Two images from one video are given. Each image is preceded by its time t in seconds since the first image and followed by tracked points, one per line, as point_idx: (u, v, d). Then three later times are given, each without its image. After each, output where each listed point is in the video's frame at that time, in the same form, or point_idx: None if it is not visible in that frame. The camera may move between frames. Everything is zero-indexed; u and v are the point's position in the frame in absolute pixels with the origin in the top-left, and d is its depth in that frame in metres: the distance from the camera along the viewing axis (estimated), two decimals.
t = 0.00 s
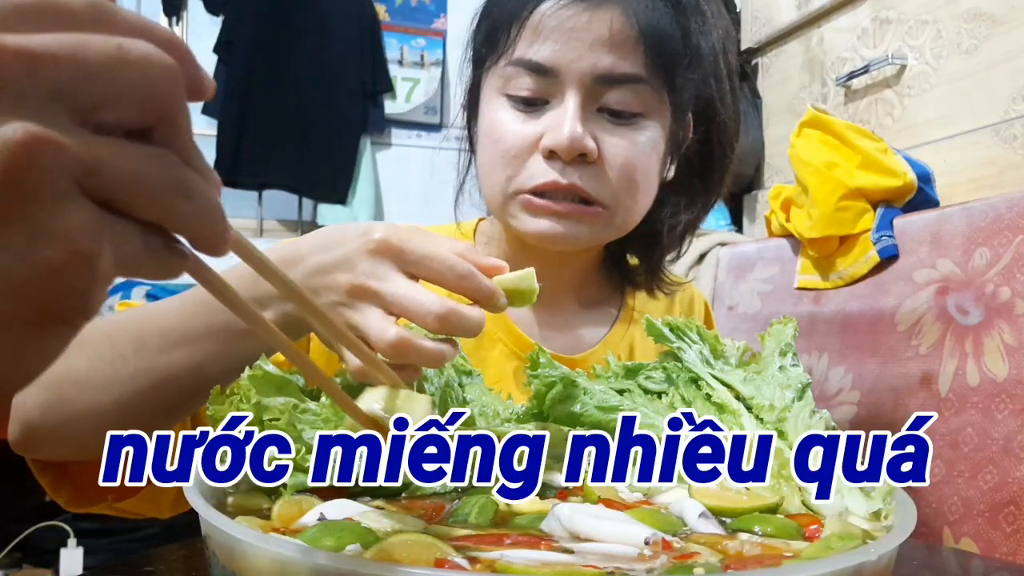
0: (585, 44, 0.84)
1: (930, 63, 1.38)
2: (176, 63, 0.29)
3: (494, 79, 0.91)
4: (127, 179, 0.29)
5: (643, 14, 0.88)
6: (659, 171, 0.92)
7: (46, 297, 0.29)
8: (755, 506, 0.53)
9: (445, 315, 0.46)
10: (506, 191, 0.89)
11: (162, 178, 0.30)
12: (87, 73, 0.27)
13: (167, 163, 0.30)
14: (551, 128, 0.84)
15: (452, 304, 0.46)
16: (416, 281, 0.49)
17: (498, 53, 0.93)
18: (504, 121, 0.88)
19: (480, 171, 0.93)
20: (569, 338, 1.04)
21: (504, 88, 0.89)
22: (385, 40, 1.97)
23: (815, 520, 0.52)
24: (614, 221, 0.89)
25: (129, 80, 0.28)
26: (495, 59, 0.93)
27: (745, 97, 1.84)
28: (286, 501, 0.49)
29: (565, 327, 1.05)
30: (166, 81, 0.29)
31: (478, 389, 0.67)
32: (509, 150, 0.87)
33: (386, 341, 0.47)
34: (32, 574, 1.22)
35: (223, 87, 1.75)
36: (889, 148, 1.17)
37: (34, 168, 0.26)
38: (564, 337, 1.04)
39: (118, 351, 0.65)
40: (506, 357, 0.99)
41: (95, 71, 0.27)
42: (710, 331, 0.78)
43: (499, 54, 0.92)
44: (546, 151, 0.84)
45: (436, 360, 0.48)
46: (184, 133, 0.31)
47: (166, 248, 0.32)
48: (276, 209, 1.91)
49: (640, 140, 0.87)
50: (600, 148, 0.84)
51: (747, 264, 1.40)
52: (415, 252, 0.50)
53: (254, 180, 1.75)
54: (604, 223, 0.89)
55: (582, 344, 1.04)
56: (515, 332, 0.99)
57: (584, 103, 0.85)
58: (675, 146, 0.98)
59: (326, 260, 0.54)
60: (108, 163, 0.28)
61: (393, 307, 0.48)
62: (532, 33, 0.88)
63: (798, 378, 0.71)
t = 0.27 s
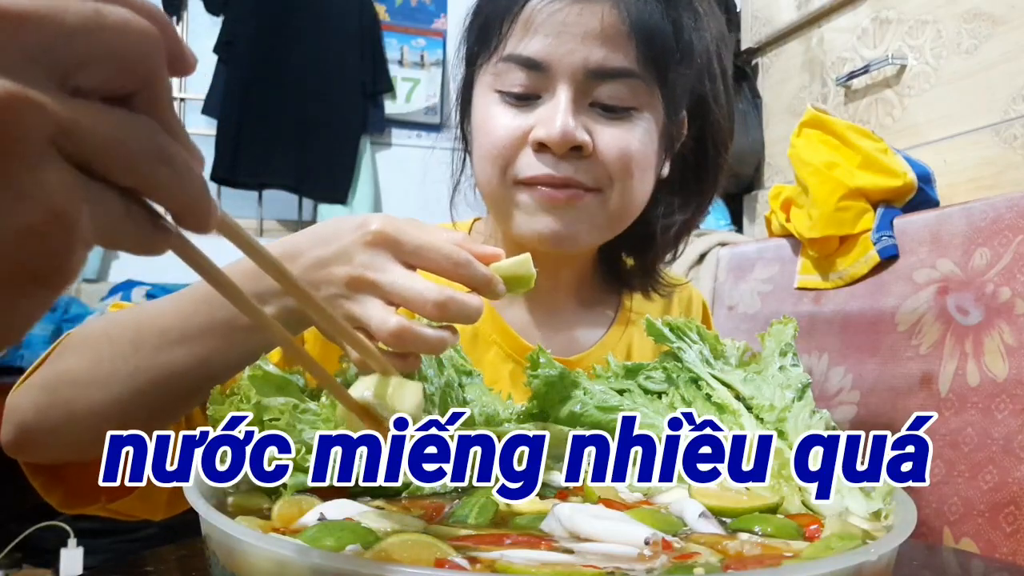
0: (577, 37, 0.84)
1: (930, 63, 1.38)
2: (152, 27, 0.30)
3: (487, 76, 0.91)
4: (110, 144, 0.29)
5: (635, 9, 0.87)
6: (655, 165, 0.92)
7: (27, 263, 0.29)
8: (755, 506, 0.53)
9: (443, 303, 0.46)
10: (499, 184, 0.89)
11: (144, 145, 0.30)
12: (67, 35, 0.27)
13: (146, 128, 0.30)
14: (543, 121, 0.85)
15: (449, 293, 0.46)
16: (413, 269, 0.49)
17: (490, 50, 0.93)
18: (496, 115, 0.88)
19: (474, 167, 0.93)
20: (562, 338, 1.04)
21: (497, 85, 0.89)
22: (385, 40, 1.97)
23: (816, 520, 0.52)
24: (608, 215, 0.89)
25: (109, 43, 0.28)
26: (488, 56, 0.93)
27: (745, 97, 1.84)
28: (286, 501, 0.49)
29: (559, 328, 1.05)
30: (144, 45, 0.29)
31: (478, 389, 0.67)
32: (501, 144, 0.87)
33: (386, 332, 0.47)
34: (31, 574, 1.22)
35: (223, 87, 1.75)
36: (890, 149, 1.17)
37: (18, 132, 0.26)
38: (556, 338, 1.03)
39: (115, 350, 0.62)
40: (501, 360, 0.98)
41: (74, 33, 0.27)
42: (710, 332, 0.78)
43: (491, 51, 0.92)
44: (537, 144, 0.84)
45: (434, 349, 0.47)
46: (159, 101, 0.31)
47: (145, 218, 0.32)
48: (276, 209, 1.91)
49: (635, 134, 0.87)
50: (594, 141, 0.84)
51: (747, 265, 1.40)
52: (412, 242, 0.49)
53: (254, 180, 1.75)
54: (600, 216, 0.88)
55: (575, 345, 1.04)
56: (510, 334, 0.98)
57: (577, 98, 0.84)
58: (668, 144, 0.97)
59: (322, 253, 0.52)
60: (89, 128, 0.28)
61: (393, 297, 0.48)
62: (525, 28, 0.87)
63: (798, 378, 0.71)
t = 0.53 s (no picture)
0: (573, 48, 0.84)
1: (930, 63, 1.38)
2: (125, 6, 0.30)
3: (482, 84, 0.91)
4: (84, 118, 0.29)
5: (631, 16, 0.88)
6: (650, 173, 0.92)
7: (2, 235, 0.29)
8: (755, 506, 0.53)
9: (444, 276, 0.44)
10: (491, 189, 0.89)
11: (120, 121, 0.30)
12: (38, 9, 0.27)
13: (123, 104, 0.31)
14: (538, 130, 0.84)
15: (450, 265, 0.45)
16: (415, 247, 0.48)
17: (485, 58, 0.93)
18: (491, 122, 0.88)
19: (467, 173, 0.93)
20: (558, 342, 1.03)
21: (492, 93, 0.89)
22: (385, 40, 1.97)
23: (816, 520, 0.52)
24: (601, 220, 0.88)
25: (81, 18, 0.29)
26: (483, 63, 0.93)
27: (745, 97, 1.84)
28: (286, 500, 0.49)
29: (558, 329, 1.04)
30: (116, 21, 0.30)
31: (477, 389, 0.67)
32: (494, 149, 0.87)
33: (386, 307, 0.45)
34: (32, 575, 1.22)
35: (223, 87, 1.75)
36: (890, 149, 1.18)
37: None
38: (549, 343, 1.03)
39: (115, 338, 0.60)
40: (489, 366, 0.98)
41: (45, 7, 0.28)
42: (711, 332, 0.78)
43: (486, 59, 0.92)
44: (532, 151, 0.84)
45: (433, 329, 0.45)
46: (142, 84, 0.32)
47: (124, 200, 0.32)
48: (276, 209, 1.91)
49: (632, 143, 0.87)
50: (591, 149, 0.84)
51: (747, 265, 1.40)
52: (413, 220, 0.48)
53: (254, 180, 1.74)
54: (591, 221, 0.87)
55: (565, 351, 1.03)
56: (499, 344, 0.97)
57: (572, 108, 0.84)
58: (666, 149, 0.97)
59: (322, 237, 0.51)
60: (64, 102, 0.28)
61: (394, 275, 0.46)
62: (520, 37, 0.88)
63: (798, 378, 0.71)
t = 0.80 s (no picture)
0: (570, 46, 0.83)
1: (930, 63, 1.38)
2: (188, 67, 0.28)
3: (478, 82, 0.91)
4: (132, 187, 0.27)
5: (630, 15, 0.87)
6: (649, 176, 0.92)
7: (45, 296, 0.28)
8: (755, 506, 0.53)
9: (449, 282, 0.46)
10: (490, 194, 0.90)
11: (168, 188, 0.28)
12: (92, 73, 0.25)
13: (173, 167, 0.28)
14: (533, 131, 0.84)
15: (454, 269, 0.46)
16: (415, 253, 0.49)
17: (480, 57, 0.92)
18: (486, 123, 0.88)
19: (463, 171, 0.94)
20: (556, 344, 1.03)
21: (488, 91, 0.88)
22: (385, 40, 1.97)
23: (815, 520, 0.52)
24: (597, 226, 0.89)
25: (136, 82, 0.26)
26: (479, 63, 0.92)
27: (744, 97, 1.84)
28: (286, 501, 0.49)
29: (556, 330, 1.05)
30: (179, 82, 0.28)
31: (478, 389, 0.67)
32: (490, 151, 0.87)
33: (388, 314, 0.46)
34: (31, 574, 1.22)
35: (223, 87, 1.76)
36: (890, 148, 1.18)
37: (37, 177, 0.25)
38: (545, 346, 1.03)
39: (113, 354, 0.64)
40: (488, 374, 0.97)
41: (99, 71, 0.25)
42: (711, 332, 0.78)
43: (483, 58, 0.92)
44: (528, 155, 0.84)
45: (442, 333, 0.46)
46: (198, 146, 0.29)
47: (170, 262, 0.30)
48: (276, 209, 1.91)
49: (629, 143, 0.87)
50: (589, 151, 0.84)
51: (747, 265, 1.40)
52: (413, 226, 0.49)
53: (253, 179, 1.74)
54: (592, 226, 0.89)
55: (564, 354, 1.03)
56: (499, 351, 0.96)
57: (570, 108, 0.84)
58: (665, 151, 0.97)
59: (326, 248, 0.52)
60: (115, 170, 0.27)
61: (399, 282, 0.47)
62: (517, 35, 0.87)
63: (798, 378, 0.71)
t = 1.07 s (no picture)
0: (550, 42, 0.83)
1: (930, 63, 1.38)
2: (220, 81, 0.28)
3: (461, 82, 0.91)
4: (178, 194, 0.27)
5: (615, 12, 0.86)
6: (634, 173, 0.91)
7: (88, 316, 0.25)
8: (755, 506, 0.53)
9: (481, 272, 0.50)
10: (472, 189, 0.90)
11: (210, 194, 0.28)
12: (133, 88, 0.25)
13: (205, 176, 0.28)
14: (515, 127, 0.84)
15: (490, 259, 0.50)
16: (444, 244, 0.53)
17: (464, 54, 0.93)
18: (468, 120, 0.88)
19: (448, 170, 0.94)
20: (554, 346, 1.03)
21: (469, 89, 0.89)
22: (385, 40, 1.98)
23: (815, 520, 0.52)
24: (581, 222, 0.88)
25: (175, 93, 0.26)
26: (462, 59, 0.93)
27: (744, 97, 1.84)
28: (286, 500, 0.49)
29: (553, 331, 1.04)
30: (213, 96, 0.28)
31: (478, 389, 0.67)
32: (471, 148, 0.87)
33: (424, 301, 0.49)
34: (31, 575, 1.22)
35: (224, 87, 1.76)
36: (890, 148, 1.18)
37: (94, 197, 0.24)
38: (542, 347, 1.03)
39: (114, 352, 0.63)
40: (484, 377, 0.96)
41: (146, 87, 0.25)
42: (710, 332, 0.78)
43: (465, 58, 0.92)
44: (509, 151, 0.84)
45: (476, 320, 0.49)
46: (225, 157, 0.29)
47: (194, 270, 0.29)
48: (276, 209, 1.91)
49: (613, 138, 0.86)
50: (571, 147, 0.84)
51: (747, 265, 1.40)
52: (439, 218, 0.53)
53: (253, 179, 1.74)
54: (578, 221, 0.88)
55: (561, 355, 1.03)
56: (495, 355, 0.96)
57: (551, 103, 0.84)
58: (655, 147, 0.96)
59: (350, 240, 0.55)
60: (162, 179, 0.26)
61: (434, 273, 0.50)
62: (497, 34, 0.87)
63: (798, 378, 0.71)
